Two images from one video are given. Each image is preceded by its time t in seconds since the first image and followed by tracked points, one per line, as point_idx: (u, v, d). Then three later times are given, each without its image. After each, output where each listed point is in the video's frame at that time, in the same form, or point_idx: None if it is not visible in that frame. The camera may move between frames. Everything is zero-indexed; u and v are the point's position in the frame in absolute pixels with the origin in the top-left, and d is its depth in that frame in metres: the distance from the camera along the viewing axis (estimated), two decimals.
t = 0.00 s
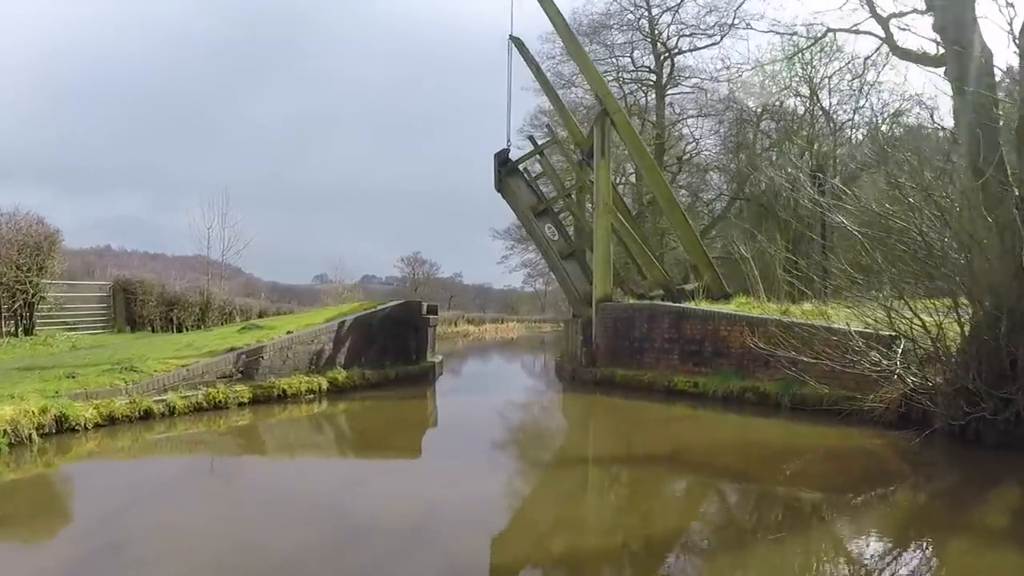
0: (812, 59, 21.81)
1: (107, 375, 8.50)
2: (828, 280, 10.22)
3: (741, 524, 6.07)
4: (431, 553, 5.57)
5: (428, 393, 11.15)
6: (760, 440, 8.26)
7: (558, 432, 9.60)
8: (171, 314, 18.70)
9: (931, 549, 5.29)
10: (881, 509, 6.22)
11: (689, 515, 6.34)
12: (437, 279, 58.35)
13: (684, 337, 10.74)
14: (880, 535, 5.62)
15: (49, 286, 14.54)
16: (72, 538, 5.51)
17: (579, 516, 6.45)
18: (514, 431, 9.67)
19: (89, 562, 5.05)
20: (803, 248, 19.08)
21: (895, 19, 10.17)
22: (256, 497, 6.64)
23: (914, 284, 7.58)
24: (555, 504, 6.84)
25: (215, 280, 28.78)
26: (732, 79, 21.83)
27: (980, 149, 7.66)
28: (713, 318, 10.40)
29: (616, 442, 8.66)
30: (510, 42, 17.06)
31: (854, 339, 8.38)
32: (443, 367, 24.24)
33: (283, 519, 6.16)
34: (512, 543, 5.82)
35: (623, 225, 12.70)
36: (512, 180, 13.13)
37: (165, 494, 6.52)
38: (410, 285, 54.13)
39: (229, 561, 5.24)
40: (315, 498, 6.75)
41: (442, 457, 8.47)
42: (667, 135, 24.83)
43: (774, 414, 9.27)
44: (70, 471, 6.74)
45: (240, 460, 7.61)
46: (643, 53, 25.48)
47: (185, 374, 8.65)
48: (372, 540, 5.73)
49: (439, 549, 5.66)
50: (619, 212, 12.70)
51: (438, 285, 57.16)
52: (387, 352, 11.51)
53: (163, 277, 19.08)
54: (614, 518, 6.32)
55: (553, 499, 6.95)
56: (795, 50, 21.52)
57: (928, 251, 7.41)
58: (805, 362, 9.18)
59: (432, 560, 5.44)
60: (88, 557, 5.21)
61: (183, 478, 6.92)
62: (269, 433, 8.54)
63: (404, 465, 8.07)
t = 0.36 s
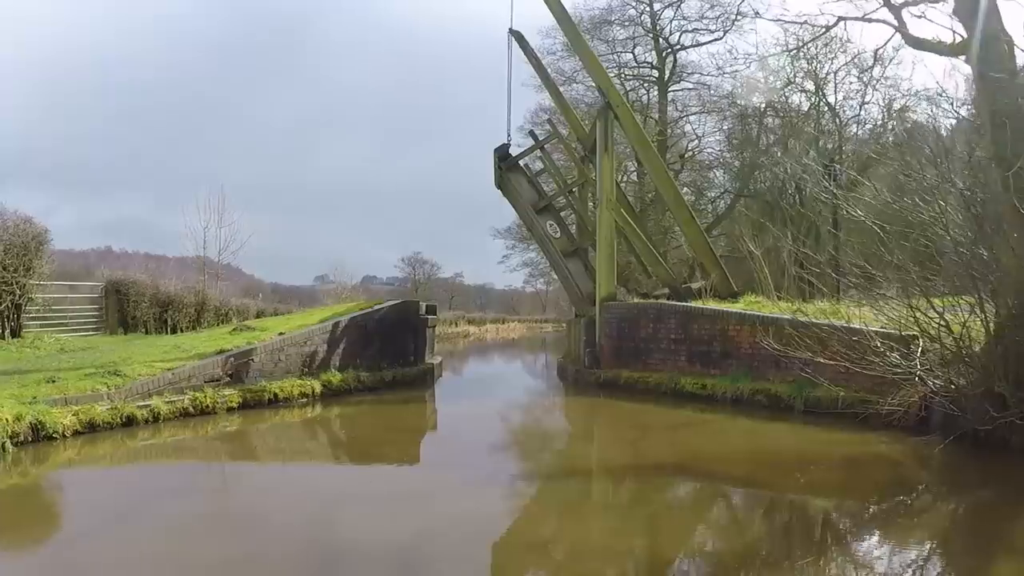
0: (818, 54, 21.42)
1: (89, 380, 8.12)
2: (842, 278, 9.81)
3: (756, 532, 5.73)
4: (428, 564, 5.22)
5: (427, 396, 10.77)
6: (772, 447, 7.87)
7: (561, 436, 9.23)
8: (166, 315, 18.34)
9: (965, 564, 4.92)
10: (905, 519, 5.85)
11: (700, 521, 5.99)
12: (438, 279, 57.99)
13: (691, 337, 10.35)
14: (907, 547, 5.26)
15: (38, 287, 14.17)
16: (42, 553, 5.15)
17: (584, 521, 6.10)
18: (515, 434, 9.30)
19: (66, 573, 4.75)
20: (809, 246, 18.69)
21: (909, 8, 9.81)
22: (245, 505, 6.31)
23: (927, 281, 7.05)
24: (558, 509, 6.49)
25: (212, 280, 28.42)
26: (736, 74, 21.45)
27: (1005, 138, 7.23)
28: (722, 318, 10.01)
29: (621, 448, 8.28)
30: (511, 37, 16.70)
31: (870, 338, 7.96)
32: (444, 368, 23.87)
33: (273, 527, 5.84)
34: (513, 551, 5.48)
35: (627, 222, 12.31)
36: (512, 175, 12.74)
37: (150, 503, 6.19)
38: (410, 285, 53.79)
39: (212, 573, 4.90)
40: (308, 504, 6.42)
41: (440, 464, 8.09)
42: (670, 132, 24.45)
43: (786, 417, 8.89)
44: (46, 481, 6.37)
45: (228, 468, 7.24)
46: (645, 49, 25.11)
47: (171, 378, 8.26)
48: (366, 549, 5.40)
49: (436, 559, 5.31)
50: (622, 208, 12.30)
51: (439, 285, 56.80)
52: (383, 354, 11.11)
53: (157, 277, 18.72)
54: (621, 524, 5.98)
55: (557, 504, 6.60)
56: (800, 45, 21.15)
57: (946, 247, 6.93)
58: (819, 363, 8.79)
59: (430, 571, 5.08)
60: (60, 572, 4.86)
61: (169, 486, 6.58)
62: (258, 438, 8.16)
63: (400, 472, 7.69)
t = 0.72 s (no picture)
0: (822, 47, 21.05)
1: (69, 385, 7.74)
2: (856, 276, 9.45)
3: (773, 539, 5.38)
4: None
5: (425, 399, 10.39)
6: (785, 452, 7.50)
7: (564, 440, 8.85)
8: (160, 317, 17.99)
9: None
10: (932, 528, 5.48)
11: (711, 527, 5.64)
12: (438, 279, 57.63)
13: (699, 337, 9.97)
14: (937, 558, 4.91)
15: (25, 289, 13.81)
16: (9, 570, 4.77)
17: (587, 528, 5.75)
18: (515, 438, 8.92)
19: None
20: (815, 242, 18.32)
21: None
22: (232, 512, 5.97)
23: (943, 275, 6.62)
24: (560, 515, 6.14)
25: (209, 281, 28.08)
26: (738, 70, 21.07)
27: None
28: (731, 317, 9.63)
29: (625, 453, 7.91)
30: (510, 31, 16.33)
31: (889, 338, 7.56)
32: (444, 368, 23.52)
33: (260, 537, 5.49)
34: (512, 558, 5.16)
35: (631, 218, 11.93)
36: (512, 171, 12.37)
37: (132, 512, 5.84)
38: (410, 285, 53.49)
39: None
40: (297, 513, 6.07)
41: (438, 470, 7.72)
42: (672, 129, 24.11)
43: (799, 420, 8.51)
44: (19, 492, 6.00)
45: (215, 476, 6.88)
46: (646, 45, 24.74)
47: (155, 383, 7.89)
48: (357, 560, 5.05)
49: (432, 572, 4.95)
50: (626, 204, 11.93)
51: (439, 285, 56.44)
52: (380, 356, 10.73)
53: (151, 278, 18.36)
54: (627, 532, 5.62)
55: (560, 510, 6.25)
56: (804, 39, 20.77)
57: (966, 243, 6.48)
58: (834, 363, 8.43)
59: None
60: None
61: (153, 495, 6.24)
62: (247, 444, 7.79)
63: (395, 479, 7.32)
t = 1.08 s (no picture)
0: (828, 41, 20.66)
1: (47, 391, 7.37)
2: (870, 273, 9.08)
3: (792, 550, 5.00)
4: None
5: (422, 402, 10.01)
6: (798, 459, 7.12)
7: (567, 445, 8.47)
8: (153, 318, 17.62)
9: None
10: (964, 538, 5.10)
11: (722, 537, 5.27)
12: (439, 279, 57.26)
13: (706, 337, 9.59)
14: (970, 570, 4.55)
15: (13, 290, 13.44)
16: None
17: (590, 538, 5.37)
18: (516, 442, 8.54)
19: None
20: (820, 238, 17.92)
21: None
22: (216, 522, 5.60)
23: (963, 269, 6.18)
24: (562, 523, 5.76)
25: (205, 281, 27.71)
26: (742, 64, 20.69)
27: None
28: (740, 316, 9.25)
29: (630, 459, 7.53)
30: (510, 24, 15.95)
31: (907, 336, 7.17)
32: (444, 369, 23.17)
33: (243, 550, 5.12)
34: (509, 569, 4.81)
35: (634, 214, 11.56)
36: (512, 166, 12.00)
37: (109, 523, 5.48)
38: (411, 285, 53.10)
39: None
40: (285, 522, 5.70)
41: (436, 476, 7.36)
42: (674, 125, 23.75)
43: (813, 424, 8.13)
44: None
45: (200, 484, 6.52)
46: (647, 40, 24.36)
47: (137, 388, 7.52)
48: (344, 573, 4.68)
49: None
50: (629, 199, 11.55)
51: (439, 285, 56.05)
52: (375, 358, 10.34)
53: (144, 279, 17.99)
54: (633, 542, 5.26)
55: (563, 517, 5.89)
56: (809, 33, 20.38)
57: (990, 236, 6.03)
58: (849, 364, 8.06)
59: None
60: None
61: (132, 504, 5.87)
62: (235, 452, 7.42)
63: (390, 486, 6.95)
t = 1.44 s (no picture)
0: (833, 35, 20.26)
1: (23, 397, 7.00)
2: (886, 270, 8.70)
3: (811, 560, 4.65)
4: None
5: (420, 405, 9.64)
6: (815, 465, 6.75)
7: (570, 449, 8.10)
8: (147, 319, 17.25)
9: None
10: (995, 548, 4.75)
11: (735, 548, 4.90)
12: (439, 279, 56.89)
13: (715, 337, 9.21)
14: None
15: None
16: None
17: (594, 548, 5.03)
18: (517, 447, 8.16)
19: None
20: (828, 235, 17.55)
21: None
22: (197, 534, 5.24)
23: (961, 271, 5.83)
24: (564, 531, 5.41)
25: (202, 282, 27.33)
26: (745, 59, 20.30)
27: None
28: (750, 315, 8.87)
29: (637, 464, 7.16)
30: (509, 16, 15.57)
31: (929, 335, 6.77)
32: (444, 369, 22.81)
33: (224, 568, 4.77)
34: None
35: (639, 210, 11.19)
36: (512, 161, 11.63)
37: (83, 537, 5.12)
38: (411, 285, 52.72)
39: None
40: (272, 533, 5.35)
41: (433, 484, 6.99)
42: (676, 122, 23.38)
43: (829, 429, 7.75)
44: None
45: (184, 493, 6.16)
46: (649, 36, 23.98)
47: (119, 394, 7.14)
48: None
49: None
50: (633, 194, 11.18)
51: (439, 285, 55.65)
52: (371, 360, 9.95)
53: (137, 279, 17.61)
54: (640, 552, 4.90)
55: (564, 524, 5.53)
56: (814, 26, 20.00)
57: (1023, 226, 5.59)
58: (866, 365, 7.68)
59: None
60: None
61: (110, 516, 5.51)
62: (223, 459, 7.06)
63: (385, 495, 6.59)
